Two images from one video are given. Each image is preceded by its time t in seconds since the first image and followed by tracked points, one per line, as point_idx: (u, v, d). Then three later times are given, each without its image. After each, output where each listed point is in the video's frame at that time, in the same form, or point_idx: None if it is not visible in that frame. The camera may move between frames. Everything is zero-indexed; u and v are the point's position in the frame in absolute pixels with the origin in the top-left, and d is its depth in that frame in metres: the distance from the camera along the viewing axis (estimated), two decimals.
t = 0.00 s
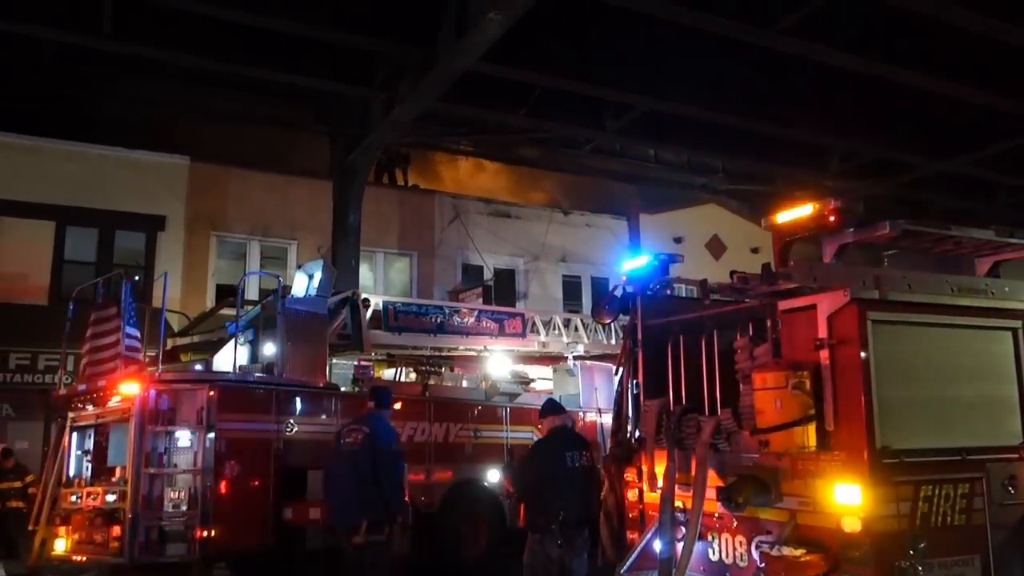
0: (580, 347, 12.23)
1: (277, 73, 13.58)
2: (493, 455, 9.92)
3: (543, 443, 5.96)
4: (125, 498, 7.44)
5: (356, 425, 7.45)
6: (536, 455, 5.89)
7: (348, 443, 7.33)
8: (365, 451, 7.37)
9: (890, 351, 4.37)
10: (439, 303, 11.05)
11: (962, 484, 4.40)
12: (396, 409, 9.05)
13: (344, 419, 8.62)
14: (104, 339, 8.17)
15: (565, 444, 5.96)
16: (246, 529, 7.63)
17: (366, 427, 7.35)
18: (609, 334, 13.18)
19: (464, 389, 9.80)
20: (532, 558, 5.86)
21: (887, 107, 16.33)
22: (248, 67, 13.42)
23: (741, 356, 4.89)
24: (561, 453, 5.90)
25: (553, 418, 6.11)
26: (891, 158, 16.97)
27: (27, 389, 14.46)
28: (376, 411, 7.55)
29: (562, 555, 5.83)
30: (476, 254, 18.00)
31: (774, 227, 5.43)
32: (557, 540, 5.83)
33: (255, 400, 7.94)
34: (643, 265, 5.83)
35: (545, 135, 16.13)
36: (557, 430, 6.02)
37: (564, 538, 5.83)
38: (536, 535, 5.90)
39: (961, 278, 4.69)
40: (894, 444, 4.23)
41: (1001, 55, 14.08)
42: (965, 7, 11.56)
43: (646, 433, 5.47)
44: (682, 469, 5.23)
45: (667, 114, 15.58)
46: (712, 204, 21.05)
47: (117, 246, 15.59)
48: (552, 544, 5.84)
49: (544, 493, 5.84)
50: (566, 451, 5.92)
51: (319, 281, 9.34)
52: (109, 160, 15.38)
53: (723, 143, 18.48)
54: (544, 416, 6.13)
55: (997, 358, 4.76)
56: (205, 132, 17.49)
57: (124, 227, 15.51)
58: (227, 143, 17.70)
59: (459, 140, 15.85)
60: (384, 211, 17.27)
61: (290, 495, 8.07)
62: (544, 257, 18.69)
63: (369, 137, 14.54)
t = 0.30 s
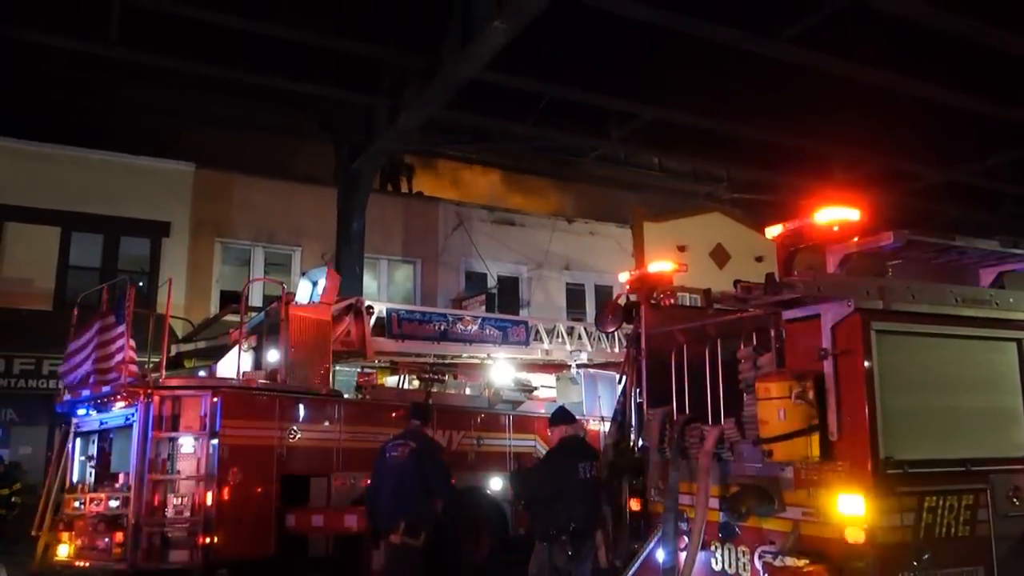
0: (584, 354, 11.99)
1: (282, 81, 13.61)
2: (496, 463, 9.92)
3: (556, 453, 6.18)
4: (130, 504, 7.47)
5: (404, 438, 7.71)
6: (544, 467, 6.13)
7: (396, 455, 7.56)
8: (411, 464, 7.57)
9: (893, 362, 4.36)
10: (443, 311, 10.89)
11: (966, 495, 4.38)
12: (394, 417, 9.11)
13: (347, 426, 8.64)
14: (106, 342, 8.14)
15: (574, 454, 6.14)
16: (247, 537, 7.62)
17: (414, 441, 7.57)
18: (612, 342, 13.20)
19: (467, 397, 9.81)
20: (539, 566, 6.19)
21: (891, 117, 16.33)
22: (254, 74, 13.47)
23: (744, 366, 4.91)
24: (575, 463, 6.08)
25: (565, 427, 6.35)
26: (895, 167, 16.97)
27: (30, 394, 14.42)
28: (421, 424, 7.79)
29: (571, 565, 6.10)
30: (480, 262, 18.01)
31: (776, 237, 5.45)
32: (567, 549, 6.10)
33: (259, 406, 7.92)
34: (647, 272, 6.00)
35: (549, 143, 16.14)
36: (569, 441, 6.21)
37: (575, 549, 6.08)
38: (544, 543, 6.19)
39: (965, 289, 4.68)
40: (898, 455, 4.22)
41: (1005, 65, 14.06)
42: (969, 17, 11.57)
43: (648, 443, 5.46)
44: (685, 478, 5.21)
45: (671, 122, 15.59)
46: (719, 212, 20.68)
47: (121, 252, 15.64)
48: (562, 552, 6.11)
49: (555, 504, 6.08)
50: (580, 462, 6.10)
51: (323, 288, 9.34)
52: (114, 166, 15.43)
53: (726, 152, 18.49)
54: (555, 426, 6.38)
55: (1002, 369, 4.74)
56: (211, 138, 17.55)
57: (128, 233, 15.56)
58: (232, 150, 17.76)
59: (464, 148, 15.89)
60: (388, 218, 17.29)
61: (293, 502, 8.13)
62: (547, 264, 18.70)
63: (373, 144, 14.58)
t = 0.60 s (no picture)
0: (586, 358, 12.25)
1: (286, 84, 13.65)
2: (497, 467, 9.94)
3: (562, 458, 6.13)
4: (131, 506, 7.50)
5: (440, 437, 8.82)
6: (552, 473, 6.07)
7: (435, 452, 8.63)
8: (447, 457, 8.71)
9: (896, 370, 4.36)
10: (445, 315, 11.06)
11: (968, 503, 4.37)
12: (398, 420, 9.09)
13: (350, 429, 8.64)
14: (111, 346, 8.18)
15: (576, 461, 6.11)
16: (249, 539, 7.63)
17: (451, 440, 8.63)
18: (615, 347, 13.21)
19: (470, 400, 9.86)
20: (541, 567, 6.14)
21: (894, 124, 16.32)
22: (257, 77, 13.51)
23: (747, 372, 4.91)
24: (580, 470, 6.07)
25: (569, 432, 6.33)
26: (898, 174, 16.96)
27: (33, 396, 14.57)
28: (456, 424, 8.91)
29: (574, 569, 6.07)
30: (483, 266, 18.01)
31: (781, 241, 5.44)
32: (571, 555, 6.08)
33: (261, 409, 7.95)
34: (649, 278, 5.93)
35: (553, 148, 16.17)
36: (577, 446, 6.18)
37: (578, 554, 6.07)
38: (548, 549, 6.16)
39: (967, 296, 4.68)
40: (900, 462, 4.22)
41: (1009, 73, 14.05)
42: (972, 23, 11.56)
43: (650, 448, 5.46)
44: (686, 484, 5.21)
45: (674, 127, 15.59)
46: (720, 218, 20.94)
47: (125, 254, 15.68)
48: (566, 558, 6.08)
49: (562, 510, 6.05)
50: (585, 469, 6.08)
51: (326, 291, 9.36)
52: (118, 168, 15.47)
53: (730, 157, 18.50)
54: (561, 430, 6.36)
55: (1005, 377, 4.74)
56: (215, 141, 17.57)
57: (132, 235, 15.60)
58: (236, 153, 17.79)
59: (467, 152, 15.92)
60: (391, 222, 17.34)
61: (295, 505, 8.16)
62: (551, 269, 18.71)
63: (376, 148, 14.61)
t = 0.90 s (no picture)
0: (588, 358, 11.96)
1: (288, 81, 13.63)
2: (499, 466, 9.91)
3: (565, 455, 6.17)
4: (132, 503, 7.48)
5: (477, 441, 8.22)
6: (557, 471, 6.10)
7: (471, 458, 8.09)
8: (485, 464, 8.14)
9: (899, 369, 4.35)
10: (446, 313, 10.94)
11: (970, 501, 4.37)
12: (395, 418, 9.04)
13: (352, 427, 8.63)
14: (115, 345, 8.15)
15: (585, 459, 6.13)
16: (252, 538, 7.66)
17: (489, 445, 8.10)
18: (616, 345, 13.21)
19: (470, 398, 9.88)
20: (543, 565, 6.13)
21: (897, 123, 16.31)
22: (260, 75, 13.49)
23: (748, 371, 4.90)
24: (584, 468, 6.09)
25: (572, 429, 6.39)
26: (901, 172, 16.95)
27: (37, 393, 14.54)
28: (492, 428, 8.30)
29: (576, 568, 6.07)
30: (485, 264, 18.01)
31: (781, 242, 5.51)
32: (574, 554, 6.06)
33: (262, 407, 7.95)
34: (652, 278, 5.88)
35: (555, 146, 16.17)
36: (582, 442, 6.21)
37: (581, 552, 6.05)
38: (550, 547, 6.14)
39: (969, 294, 4.66)
40: (902, 461, 4.21)
41: (1012, 72, 14.03)
42: (975, 23, 11.54)
43: (652, 446, 5.46)
44: (688, 483, 5.20)
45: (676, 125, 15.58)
46: (722, 216, 20.90)
47: (127, 252, 15.70)
48: (568, 557, 6.06)
49: (565, 508, 6.07)
50: (590, 467, 6.10)
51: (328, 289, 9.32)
52: (120, 166, 15.47)
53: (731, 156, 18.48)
54: (564, 427, 6.42)
55: (1007, 376, 4.73)
56: (216, 139, 17.57)
57: (134, 233, 15.61)
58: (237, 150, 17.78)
59: (469, 151, 15.91)
60: (393, 220, 17.34)
61: (298, 501, 8.18)
62: (552, 267, 18.71)
63: (378, 146, 14.61)
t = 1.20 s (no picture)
0: (587, 353, 12.05)
1: (287, 75, 13.61)
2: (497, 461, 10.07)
3: (563, 451, 6.23)
4: (131, 496, 7.47)
5: (505, 432, 8.64)
6: (556, 468, 6.13)
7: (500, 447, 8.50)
8: (515, 451, 8.58)
9: (897, 364, 4.36)
10: (445, 308, 11.02)
11: (968, 498, 4.38)
12: (400, 412, 9.13)
13: (351, 421, 8.67)
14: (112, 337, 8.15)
15: (583, 457, 6.16)
16: (248, 531, 7.67)
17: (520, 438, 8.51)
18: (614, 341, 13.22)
19: (469, 393, 9.88)
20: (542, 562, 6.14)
21: (896, 120, 16.31)
22: (259, 69, 13.47)
23: (747, 366, 4.91)
24: (582, 464, 6.13)
25: (571, 424, 6.44)
26: (900, 169, 16.96)
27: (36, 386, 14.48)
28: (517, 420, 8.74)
29: (574, 563, 6.09)
30: (484, 260, 18.01)
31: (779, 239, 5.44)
32: (572, 548, 6.10)
33: (261, 401, 7.96)
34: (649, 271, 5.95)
35: (554, 142, 16.16)
36: (579, 437, 6.27)
37: (579, 546, 6.07)
38: (548, 542, 6.16)
39: (968, 291, 4.67)
40: (900, 456, 4.22)
41: (1011, 70, 14.03)
42: (975, 20, 11.52)
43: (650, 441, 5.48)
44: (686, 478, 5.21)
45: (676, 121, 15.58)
46: (721, 212, 20.69)
47: (126, 246, 15.70)
48: (567, 551, 6.08)
49: (563, 504, 6.10)
50: (586, 463, 6.13)
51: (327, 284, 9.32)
52: (119, 160, 15.46)
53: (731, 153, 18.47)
54: (563, 422, 6.46)
55: (1005, 373, 4.74)
56: (215, 133, 17.54)
57: (133, 227, 15.60)
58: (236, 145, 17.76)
59: (469, 146, 15.90)
60: (392, 215, 17.34)
61: (295, 497, 8.17)
62: (551, 263, 18.71)
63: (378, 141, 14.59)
